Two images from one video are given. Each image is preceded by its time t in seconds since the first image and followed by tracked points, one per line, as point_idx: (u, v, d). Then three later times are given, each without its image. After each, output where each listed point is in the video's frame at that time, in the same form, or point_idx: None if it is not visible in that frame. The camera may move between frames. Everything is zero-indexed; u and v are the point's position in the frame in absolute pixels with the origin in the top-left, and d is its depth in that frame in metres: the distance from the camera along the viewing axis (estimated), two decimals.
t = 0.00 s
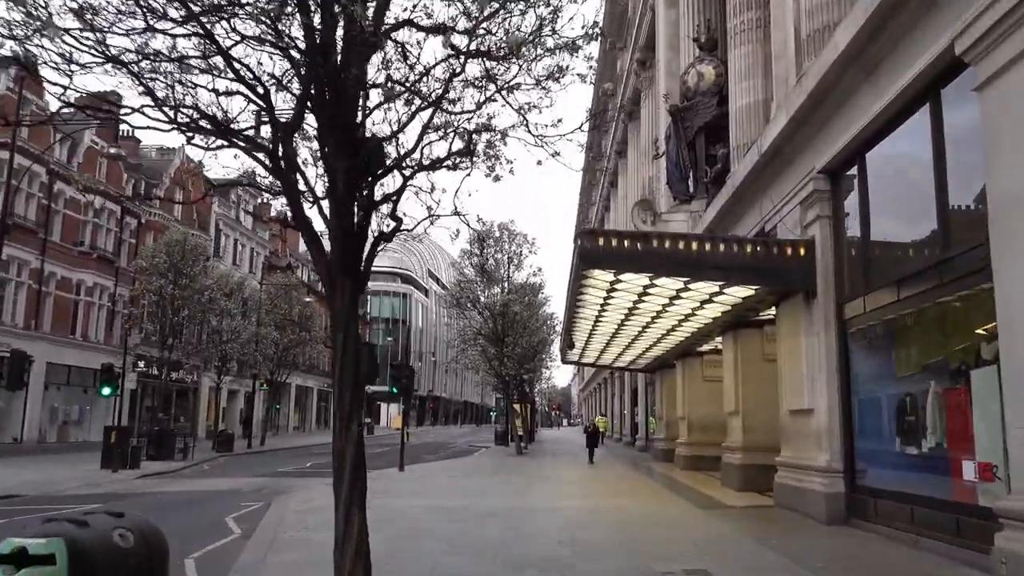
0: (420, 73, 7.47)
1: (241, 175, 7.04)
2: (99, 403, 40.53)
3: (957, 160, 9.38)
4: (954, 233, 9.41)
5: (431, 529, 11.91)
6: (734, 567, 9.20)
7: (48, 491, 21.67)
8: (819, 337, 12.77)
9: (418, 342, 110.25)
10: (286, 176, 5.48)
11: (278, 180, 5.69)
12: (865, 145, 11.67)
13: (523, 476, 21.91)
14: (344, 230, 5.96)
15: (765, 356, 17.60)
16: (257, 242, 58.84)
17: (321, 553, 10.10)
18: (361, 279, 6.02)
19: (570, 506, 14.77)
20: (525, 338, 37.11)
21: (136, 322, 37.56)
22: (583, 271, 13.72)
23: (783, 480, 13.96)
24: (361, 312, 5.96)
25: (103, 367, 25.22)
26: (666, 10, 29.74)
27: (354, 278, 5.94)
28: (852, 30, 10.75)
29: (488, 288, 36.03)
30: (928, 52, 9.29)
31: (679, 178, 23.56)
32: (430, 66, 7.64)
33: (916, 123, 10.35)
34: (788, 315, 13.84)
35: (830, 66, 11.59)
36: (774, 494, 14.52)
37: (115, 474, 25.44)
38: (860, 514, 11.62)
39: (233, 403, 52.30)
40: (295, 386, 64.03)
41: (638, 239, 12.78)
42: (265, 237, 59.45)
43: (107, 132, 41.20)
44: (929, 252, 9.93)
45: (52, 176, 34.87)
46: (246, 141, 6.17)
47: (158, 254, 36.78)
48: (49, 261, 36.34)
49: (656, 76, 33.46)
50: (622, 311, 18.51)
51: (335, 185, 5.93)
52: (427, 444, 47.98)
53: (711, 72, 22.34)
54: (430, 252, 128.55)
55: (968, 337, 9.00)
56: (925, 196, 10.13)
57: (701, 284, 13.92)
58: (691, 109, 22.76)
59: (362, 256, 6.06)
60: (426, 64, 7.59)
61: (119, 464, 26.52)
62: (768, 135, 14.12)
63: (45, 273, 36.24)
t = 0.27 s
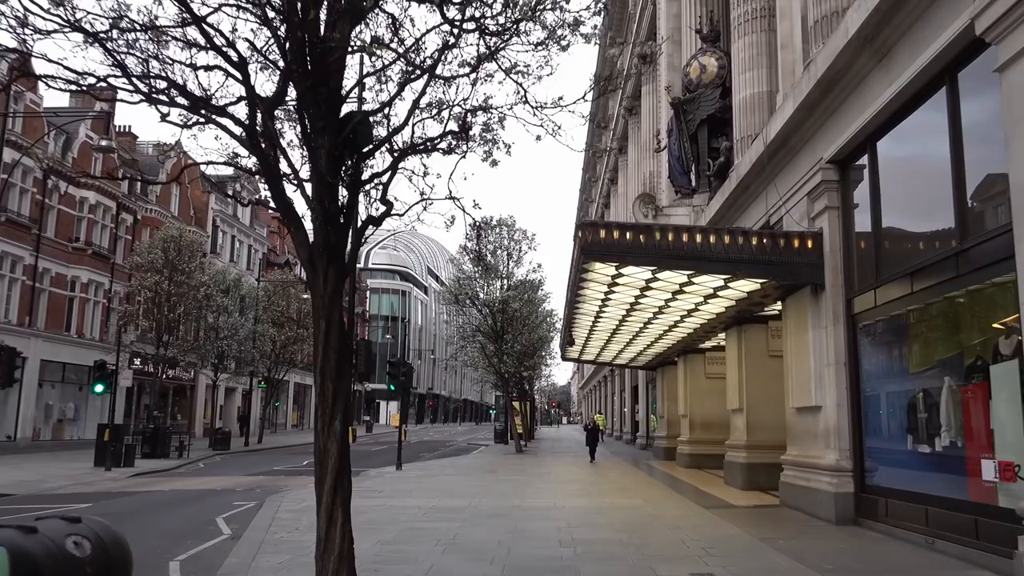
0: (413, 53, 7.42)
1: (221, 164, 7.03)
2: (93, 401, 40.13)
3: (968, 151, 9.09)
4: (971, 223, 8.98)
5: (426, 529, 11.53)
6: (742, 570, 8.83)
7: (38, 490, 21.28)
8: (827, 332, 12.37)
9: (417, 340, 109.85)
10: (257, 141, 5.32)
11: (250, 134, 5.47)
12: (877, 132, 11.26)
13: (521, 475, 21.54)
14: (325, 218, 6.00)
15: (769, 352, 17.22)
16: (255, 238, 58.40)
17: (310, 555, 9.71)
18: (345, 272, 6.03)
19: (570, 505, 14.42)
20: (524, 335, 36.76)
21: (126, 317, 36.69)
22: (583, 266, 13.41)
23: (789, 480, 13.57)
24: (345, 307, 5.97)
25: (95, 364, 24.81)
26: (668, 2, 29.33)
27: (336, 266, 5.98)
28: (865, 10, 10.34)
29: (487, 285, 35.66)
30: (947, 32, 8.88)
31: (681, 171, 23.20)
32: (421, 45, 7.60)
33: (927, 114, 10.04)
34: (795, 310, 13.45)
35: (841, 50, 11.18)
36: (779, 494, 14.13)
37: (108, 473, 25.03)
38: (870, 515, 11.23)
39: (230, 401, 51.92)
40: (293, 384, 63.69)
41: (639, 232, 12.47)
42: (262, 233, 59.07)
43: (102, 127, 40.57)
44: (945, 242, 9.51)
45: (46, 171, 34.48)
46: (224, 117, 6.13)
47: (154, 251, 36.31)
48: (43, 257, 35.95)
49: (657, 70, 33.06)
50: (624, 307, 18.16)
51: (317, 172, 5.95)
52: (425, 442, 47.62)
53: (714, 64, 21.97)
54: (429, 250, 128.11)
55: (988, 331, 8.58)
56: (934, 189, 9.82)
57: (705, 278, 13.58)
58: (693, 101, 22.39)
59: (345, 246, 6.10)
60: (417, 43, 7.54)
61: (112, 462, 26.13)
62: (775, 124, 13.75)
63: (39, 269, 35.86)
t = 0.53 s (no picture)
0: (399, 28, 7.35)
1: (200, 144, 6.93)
2: (89, 400, 39.68)
3: (990, 139, 8.65)
4: (997, 211, 8.51)
5: (420, 532, 11.09)
6: None
7: (27, 491, 20.81)
8: (838, 328, 11.92)
9: (417, 338, 109.39)
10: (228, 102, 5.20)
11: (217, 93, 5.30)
12: (893, 118, 10.80)
13: (521, 475, 21.09)
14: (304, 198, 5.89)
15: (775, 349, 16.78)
16: (252, 235, 57.93)
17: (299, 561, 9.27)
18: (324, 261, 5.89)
19: (571, 507, 13.97)
20: (524, 333, 36.30)
21: (119, 313, 36.41)
22: (586, 260, 13.00)
23: (798, 482, 13.14)
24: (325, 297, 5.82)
25: (87, 362, 24.33)
26: None
27: (314, 250, 5.86)
28: None
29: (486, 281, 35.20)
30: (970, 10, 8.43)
31: (684, 164, 22.75)
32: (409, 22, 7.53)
33: (943, 104, 9.69)
34: (805, 305, 13.01)
35: (856, 33, 10.73)
36: (787, 496, 13.70)
37: (100, 473, 24.55)
38: (884, 517, 10.79)
39: (228, 400, 51.48)
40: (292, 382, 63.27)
41: (643, 224, 12.08)
42: (260, 231, 58.61)
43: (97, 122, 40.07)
44: (967, 233, 9.04)
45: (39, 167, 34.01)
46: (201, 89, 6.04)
47: (148, 247, 35.79)
48: (37, 254, 35.46)
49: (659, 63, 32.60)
50: (626, 303, 17.72)
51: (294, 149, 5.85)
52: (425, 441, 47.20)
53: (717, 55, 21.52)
54: (429, 248, 127.59)
55: (1014, 326, 8.12)
56: (950, 181, 9.45)
57: (711, 272, 13.15)
58: (697, 93, 21.95)
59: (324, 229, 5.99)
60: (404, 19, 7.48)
61: (105, 462, 25.67)
62: (784, 113, 13.31)
63: (33, 266, 35.40)
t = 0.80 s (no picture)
0: None
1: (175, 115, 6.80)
2: (83, 397, 39.21)
3: (1018, 124, 8.16)
4: None
5: (416, 535, 10.65)
6: None
7: (15, 490, 20.33)
8: (850, 324, 11.47)
9: (416, 336, 109.00)
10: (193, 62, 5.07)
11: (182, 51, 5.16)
12: (910, 104, 10.32)
13: (521, 474, 20.63)
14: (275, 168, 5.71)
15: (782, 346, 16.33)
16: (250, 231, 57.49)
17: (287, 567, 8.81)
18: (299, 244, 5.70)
19: (571, 509, 13.49)
20: (524, 330, 35.77)
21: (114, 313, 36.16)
22: (588, 253, 12.53)
23: (808, 483, 12.69)
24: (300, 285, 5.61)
25: (78, 358, 23.85)
26: None
27: (289, 226, 5.69)
28: None
29: (485, 278, 34.73)
30: None
31: (688, 158, 22.31)
32: None
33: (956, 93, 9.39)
34: (815, 299, 12.55)
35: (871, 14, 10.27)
36: (797, 497, 13.25)
37: (90, 471, 24.06)
38: (899, 520, 10.34)
39: (225, 397, 51.04)
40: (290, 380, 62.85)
41: (647, 216, 11.63)
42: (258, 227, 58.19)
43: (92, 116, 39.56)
44: (992, 223, 8.55)
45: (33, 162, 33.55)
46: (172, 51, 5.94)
47: (142, 243, 35.30)
48: (30, 250, 34.98)
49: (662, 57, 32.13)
50: (628, 299, 17.27)
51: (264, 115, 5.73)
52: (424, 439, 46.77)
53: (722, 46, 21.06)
54: (428, 246, 127.09)
55: None
56: (965, 174, 9.17)
57: (718, 266, 12.70)
58: (701, 85, 21.50)
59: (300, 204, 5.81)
60: None
61: (96, 460, 25.19)
62: (794, 100, 12.87)
63: (26, 262, 34.92)
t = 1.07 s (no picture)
0: None
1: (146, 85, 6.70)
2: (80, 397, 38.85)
3: None
4: None
5: (413, 541, 10.26)
6: None
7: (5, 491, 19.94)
8: (863, 321, 11.08)
9: (416, 335, 108.69)
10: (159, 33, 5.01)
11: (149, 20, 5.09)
12: (928, 93, 9.91)
13: (521, 476, 20.25)
14: (246, 143, 5.65)
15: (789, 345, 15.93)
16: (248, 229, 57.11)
17: None
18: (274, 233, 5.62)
19: (573, 513, 13.11)
20: (524, 329, 35.39)
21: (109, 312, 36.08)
22: (591, 249, 12.15)
23: (818, 486, 12.31)
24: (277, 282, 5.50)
25: (72, 357, 23.46)
26: None
27: (264, 211, 5.61)
28: None
29: (485, 276, 34.37)
30: None
31: (692, 153, 21.94)
32: None
33: (971, 88, 9.11)
34: (826, 297, 12.16)
35: None
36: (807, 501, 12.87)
37: (84, 472, 23.68)
38: (915, 526, 9.95)
39: (223, 397, 50.68)
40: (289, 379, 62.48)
41: (653, 210, 11.25)
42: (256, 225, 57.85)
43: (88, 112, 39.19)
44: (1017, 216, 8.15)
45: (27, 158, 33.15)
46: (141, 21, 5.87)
47: (138, 240, 34.93)
48: (25, 248, 34.58)
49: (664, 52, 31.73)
50: (631, 297, 16.90)
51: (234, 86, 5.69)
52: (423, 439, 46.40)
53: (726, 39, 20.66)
54: (428, 245, 126.70)
55: None
56: (976, 170, 8.99)
57: (725, 262, 12.32)
58: (705, 79, 21.13)
59: (275, 188, 5.73)
60: None
61: (90, 461, 24.80)
62: (804, 91, 12.49)
63: (21, 260, 34.52)
